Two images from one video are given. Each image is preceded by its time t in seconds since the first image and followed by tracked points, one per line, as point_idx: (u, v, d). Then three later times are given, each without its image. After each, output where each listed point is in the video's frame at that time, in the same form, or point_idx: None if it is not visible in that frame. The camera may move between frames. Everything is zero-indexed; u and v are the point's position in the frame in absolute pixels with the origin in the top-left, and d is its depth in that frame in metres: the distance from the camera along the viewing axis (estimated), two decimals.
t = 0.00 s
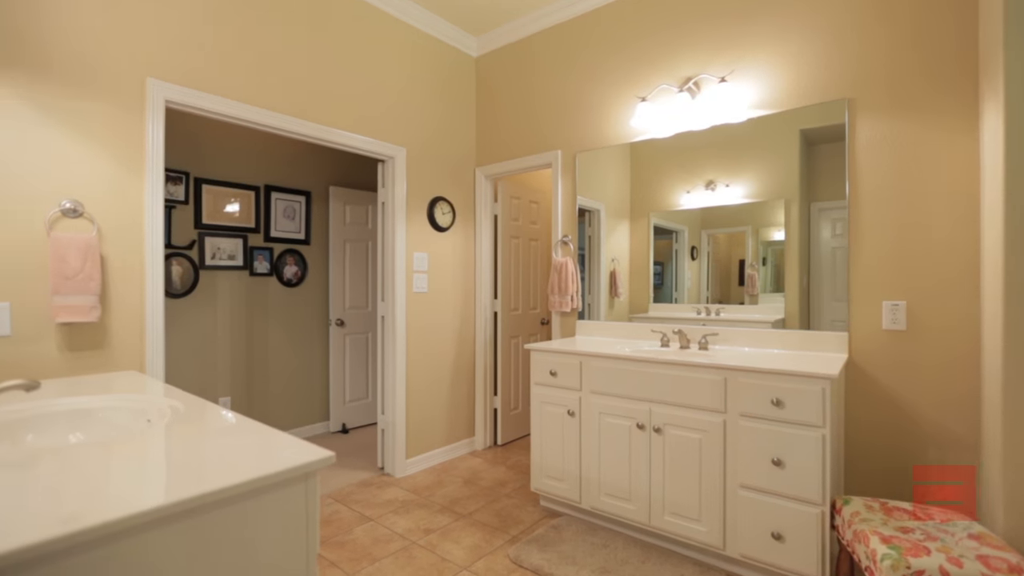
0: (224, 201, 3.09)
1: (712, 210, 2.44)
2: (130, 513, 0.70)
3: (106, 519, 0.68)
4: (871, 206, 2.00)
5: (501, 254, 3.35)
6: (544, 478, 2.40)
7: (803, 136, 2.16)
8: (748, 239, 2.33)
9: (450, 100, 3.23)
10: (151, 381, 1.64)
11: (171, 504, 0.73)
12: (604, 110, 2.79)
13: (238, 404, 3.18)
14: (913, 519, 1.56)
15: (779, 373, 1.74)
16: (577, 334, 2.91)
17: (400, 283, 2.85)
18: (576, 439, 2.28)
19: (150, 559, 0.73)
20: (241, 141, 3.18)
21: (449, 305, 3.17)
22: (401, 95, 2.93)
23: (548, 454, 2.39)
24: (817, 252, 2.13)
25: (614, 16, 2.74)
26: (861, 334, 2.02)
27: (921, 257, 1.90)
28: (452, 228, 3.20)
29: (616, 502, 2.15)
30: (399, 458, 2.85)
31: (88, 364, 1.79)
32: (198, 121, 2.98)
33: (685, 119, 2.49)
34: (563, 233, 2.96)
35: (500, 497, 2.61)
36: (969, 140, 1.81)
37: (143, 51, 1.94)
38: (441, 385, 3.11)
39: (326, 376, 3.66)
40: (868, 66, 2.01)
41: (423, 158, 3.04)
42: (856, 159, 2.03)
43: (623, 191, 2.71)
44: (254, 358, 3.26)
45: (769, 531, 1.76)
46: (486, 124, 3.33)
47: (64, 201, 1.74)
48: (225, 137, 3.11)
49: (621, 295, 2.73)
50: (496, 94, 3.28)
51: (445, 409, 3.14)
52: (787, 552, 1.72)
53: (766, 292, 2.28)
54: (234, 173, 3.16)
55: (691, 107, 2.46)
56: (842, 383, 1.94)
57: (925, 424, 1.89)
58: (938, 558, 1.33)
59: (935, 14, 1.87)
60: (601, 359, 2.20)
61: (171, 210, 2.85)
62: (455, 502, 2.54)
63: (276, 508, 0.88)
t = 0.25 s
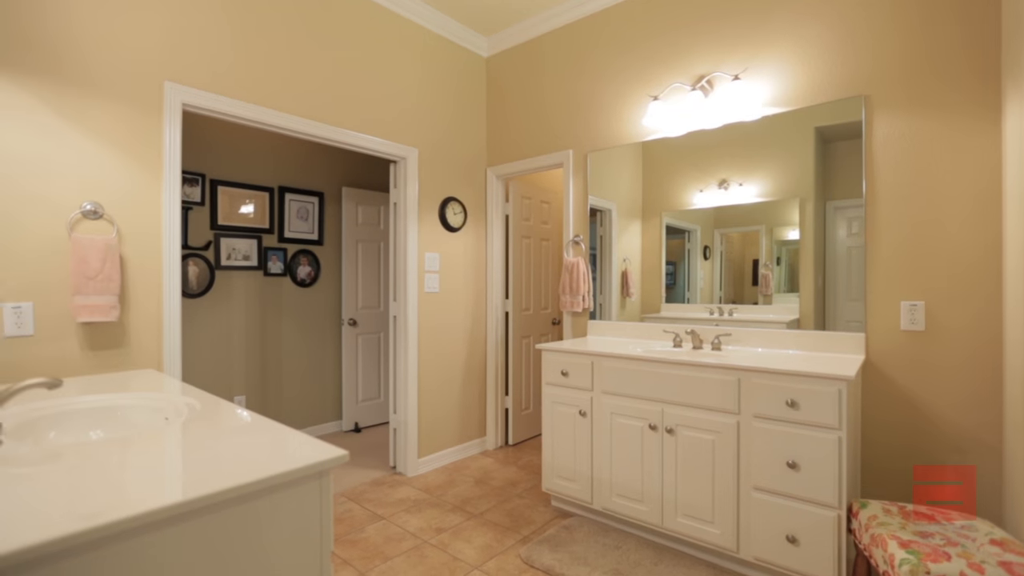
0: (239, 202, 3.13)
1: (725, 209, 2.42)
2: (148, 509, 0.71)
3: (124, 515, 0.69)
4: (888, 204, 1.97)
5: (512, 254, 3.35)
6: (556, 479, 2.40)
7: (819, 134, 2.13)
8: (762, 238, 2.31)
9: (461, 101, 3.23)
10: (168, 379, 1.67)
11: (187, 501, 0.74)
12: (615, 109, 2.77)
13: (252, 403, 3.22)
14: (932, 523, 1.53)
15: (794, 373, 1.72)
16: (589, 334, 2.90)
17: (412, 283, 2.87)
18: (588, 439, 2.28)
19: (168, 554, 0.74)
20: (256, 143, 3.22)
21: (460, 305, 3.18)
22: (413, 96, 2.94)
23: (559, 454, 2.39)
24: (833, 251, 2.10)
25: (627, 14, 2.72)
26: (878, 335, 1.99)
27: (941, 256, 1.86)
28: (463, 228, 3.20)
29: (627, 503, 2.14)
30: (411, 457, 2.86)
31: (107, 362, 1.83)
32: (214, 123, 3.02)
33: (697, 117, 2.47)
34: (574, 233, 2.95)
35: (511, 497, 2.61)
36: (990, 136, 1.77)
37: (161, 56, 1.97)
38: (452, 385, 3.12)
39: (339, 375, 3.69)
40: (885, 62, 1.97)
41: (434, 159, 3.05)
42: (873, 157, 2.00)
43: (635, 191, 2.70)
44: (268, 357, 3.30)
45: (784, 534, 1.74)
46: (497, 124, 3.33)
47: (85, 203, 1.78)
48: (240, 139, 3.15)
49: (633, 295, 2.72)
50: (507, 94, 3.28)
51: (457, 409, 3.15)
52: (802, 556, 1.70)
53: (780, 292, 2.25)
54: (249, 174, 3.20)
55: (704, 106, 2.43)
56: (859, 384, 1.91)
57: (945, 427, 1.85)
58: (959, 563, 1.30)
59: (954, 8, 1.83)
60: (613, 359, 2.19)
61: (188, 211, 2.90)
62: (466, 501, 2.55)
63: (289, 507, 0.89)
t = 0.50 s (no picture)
0: (254, 203, 3.17)
1: (739, 208, 2.40)
2: (165, 505, 0.73)
3: (142, 510, 0.71)
4: (906, 203, 1.93)
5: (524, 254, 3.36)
6: (567, 479, 2.39)
7: (835, 132, 2.10)
8: (776, 237, 2.28)
9: (473, 101, 3.24)
10: (185, 378, 1.69)
11: (203, 497, 0.76)
12: (627, 108, 2.76)
13: (266, 402, 3.26)
14: (953, 528, 1.50)
15: (810, 374, 1.70)
16: (600, 334, 2.89)
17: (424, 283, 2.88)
18: (600, 440, 2.27)
19: (187, 549, 0.75)
20: (270, 145, 3.26)
21: (472, 305, 3.19)
22: (425, 96, 2.96)
23: (571, 454, 2.38)
24: (849, 251, 2.07)
25: (639, 12, 2.71)
26: (896, 335, 1.95)
27: (961, 255, 1.83)
28: (475, 228, 3.21)
29: (640, 504, 2.13)
30: (423, 456, 2.88)
31: (127, 361, 1.86)
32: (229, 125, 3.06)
33: (710, 116, 2.45)
34: (586, 233, 2.94)
35: (523, 497, 2.61)
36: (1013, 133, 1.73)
37: (178, 60, 2.01)
38: (464, 385, 3.13)
39: (351, 375, 3.72)
40: (903, 58, 1.94)
41: (446, 159, 3.06)
42: (890, 155, 1.97)
43: (647, 190, 2.69)
44: (282, 356, 3.34)
45: (799, 537, 1.71)
46: (509, 124, 3.34)
47: (105, 205, 1.82)
48: (254, 141, 3.19)
49: (645, 295, 2.70)
50: (518, 94, 3.28)
51: (468, 408, 3.16)
52: (818, 559, 1.67)
53: (795, 292, 2.23)
54: (263, 175, 3.24)
55: (717, 104, 2.41)
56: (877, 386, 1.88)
57: (966, 430, 1.82)
58: (981, 570, 1.27)
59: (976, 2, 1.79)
60: (626, 359, 2.18)
61: (204, 212, 2.94)
62: (478, 501, 2.55)
63: (304, 505, 0.90)
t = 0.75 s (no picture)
0: (268, 204, 3.21)
1: (752, 207, 2.37)
2: (183, 502, 0.74)
3: (162, 507, 0.72)
4: (925, 201, 1.90)
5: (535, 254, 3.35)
6: (579, 479, 2.39)
7: (851, 129, 2.07)
8: (791, 237, 2.25)
9: (484, 102, 3.25)
10: (201, 377, 1.72)
11: (220, 495, 0.77)
12: (640, 107, 2.74)
13: (280, 400, 3.30)
14: (975, 533, 1.46)
15: (826, 376, 1.67)
16: (612, 334, 2.88)
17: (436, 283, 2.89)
18: (612, 440, 2.26)
19: (205, 544, 0.77)
20: (284, 146, 3.30)
21: (483, 305, 3.19)
22: (436, 97, 2.97)
23: (583, 455, 2.38)
24: (866, 250, 2.03)
25: (651, 10, 2.69)
26: (915, 336, 1.92)
27: (984, 254, 1.79)
28: (486, 228, 3.21)
29: (652, 506, 2.12)
30: (434, 455, 2.89)
31: (145, 360, 1.90)
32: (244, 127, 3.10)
33: (724, 114, 2.43)
34: (598, 233, 2.93)
35: (534, 497, 2.60)
36: None
37: (196, 63, 2.04)
38: (475, 384, 3.14)
39: (363, 374, 3.75)
40: (922, 54, 1.90)
41: (457, 160, 3.07)
42: (909, 152, 1.93)
43: (659, 190, 2.67)
44: (296, 356, 3.37)
45: (815, 541, 1.69)
46: (520, 124, 3.34)
47: (125, 207, 1.86)
48: (269, 142, 3.23)
49: (657, 295, 2.69)
50: (530, 94, 3.28)
51: (479, 408, 3.16)
52: (834, 563, 1.65)
53: (810, 292, 2.20)
54: (277, 177, 3.27)
55: (731, 102, 2.39)
56: (895, 387, 1.85)
57: (988, 433, 1.78)
58: None
59: None
60: (638, 359, 2.16)
61: (219, 213, 2.98)
62: (490, 501, 2.55)
63: (318, 503, 0.90)
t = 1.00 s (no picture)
0: (281, 205, 3.25)
1: (765, 206, 2.34)
2: (200, 499, 0.75)
3: (179, 503, 0.73)
4: (944, 199, 1.86)
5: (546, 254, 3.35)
6: (590, 480, 2.38)
7: (867, 127, 2.04)
8: (805, 236, 2.22)
9: (495, 102, 3.25)
10: (217, 376, 1.74)
11: (235, 492, 0.78)
12: (651, 106, 2.73)
13: (294, 399, 3.33)
14: (996, 539, 1.43)
15: (841, 377, 1.65)
16: (624, 334, 2.86)
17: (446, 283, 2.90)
18: (623, 441, 2.25)
19: (221, 539, 0.78)
20: (297, 148, 3.33)
21: (494, 305, 3.19)
22: (447, 98, 2.98)
23: (594, 455, 2.37)
24: (883, 249, 2.00)
25: (663, 9, 2.68)
26: (934, 337, 1.88)
27: (1005, 253, 1.75)
28: (497, 228, 3.22)
29: (664, 507, 2.10)
30: (445, 455, 2.90)
31: (162, 359, 1.93)
32: (258, 129, 3.14)
33: (737, 112, 2.40)
34: (609, 232, 2.92)
35: (545, 497, 2.60)
36: None
37: (211, 66, 2.07)
38: (486, 384, 3.14)
39: (375, 374, 3.77)
40: (942, 49, 1.86)
41: (468, 160, 3.07)
42: (927, 150, 1.90)
43: (671, 189, 2.65)
44: (308, 355, 3.40)
45: (830, 545, 1.67)
46: (531, 124, 3.34)
47: (142, 208, 1.89)
48: (282, 144, 3.26)
49: (669, 295, 2.67)
50: (540, 94, 3.28)
51: (490, 408, 3.17)
52: (851, 568, 1.63)
53: (824, 292, 2.17)
54: (290, 178, 3.31)
55: (744, 100, 2.36)
56: (913, 389, 1.82)
57: (1010, 436, 1.74)
58: None
59: None
60: (650, 360, 2.15)
61: (234, 214, 3.02)
62: (501, 501, 2.55)
63: (331, 502, 0.91)
